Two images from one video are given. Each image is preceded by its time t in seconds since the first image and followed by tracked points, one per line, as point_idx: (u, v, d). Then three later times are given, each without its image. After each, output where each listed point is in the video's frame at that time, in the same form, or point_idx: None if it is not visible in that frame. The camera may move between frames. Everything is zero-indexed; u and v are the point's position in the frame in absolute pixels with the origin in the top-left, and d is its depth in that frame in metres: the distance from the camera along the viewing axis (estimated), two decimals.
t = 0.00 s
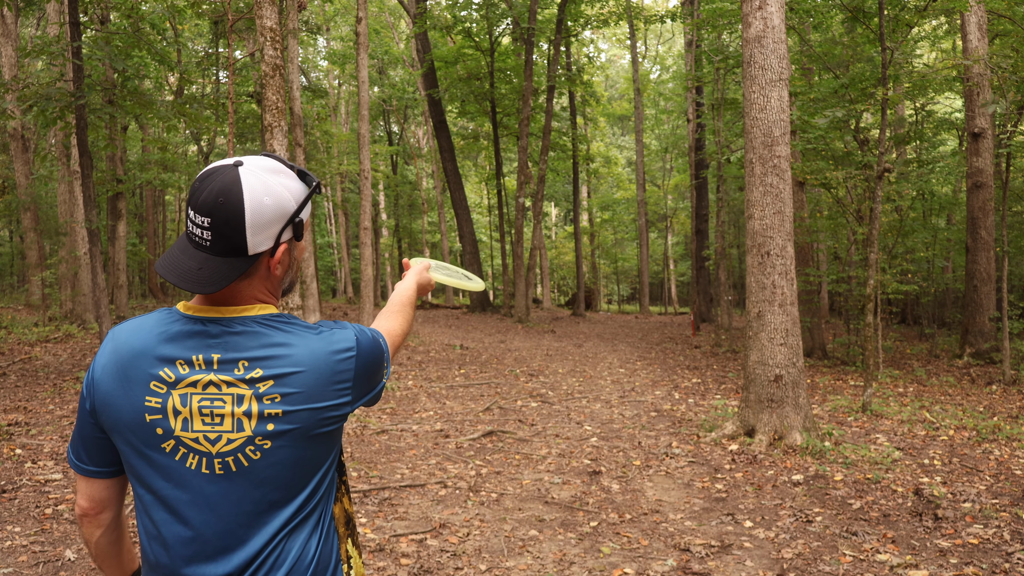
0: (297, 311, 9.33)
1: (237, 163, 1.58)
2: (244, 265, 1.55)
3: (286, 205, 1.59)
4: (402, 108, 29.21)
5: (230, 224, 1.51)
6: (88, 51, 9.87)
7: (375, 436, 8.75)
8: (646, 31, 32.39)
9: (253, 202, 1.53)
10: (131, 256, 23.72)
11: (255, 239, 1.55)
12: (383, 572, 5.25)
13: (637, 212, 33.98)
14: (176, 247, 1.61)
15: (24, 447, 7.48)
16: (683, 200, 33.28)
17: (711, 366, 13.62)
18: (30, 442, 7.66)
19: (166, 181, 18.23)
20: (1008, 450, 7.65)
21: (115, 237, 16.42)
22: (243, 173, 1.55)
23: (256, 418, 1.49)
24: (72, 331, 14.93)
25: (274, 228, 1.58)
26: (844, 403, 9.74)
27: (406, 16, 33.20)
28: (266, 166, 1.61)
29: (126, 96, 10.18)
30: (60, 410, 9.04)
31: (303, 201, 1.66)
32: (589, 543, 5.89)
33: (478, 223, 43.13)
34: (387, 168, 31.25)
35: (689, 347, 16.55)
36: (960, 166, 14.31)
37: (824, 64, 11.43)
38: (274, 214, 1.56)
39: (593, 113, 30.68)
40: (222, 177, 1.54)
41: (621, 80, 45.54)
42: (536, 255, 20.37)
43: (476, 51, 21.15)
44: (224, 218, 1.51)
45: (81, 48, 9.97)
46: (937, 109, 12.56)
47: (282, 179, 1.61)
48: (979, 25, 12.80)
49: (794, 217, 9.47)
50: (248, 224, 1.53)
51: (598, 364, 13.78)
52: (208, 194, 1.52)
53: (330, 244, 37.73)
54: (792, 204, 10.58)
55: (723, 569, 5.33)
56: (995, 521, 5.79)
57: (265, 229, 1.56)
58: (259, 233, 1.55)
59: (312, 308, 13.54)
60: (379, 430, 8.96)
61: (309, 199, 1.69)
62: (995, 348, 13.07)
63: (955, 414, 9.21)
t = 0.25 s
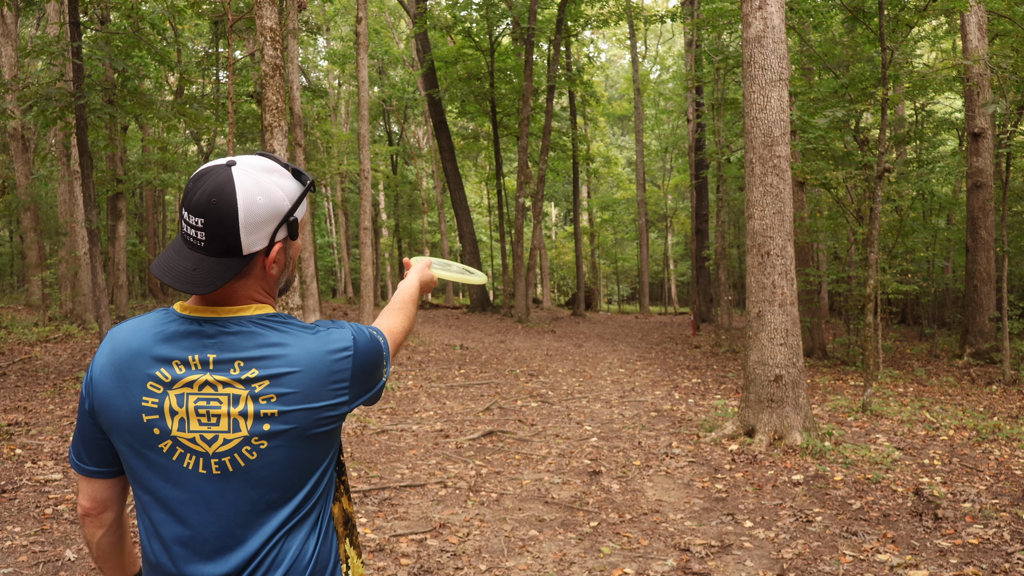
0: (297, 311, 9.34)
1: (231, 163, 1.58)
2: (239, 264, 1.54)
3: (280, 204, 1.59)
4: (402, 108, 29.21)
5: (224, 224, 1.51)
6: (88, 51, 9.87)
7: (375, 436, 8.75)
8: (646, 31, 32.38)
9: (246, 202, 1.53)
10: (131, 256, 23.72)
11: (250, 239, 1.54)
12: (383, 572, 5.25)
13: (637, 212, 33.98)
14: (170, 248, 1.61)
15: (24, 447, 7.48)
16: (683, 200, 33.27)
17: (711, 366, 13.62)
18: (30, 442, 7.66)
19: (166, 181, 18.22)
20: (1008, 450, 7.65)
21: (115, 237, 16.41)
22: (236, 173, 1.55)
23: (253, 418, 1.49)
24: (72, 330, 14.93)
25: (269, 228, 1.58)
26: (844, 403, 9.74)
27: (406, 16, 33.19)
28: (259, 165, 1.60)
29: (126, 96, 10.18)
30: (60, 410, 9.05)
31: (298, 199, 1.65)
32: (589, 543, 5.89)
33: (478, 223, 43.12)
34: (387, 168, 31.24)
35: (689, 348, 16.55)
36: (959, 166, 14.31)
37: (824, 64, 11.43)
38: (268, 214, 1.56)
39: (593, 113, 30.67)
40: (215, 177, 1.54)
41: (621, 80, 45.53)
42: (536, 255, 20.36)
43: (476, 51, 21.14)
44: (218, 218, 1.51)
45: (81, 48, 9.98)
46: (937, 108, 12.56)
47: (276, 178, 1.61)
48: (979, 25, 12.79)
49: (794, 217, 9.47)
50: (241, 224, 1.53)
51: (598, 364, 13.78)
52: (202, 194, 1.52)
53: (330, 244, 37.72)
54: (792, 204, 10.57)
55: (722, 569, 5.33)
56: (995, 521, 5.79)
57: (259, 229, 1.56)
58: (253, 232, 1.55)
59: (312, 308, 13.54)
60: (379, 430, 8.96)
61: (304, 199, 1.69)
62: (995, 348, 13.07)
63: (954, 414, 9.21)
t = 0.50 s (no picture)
0: (298, 311, 9.34)
1: (228, 163, 1.58)
2: (238, 264, 1.55)
3: (278, 202, 1.59)
4: (402, 108, 29.21)
5: (222, 225, 1.52)
6: (88, 52, 9.87)
7: (375, 436, 8.74)
8: (646, 31, 32.38)
9: (244, 203, 1.53)
10: (131, 256, 23.71)
11: (249, 238, 1.55)
12: (383, 572, 5.25)
13: (637, 212, 33.98)
14: (168, 249, 1.61)
15: (24, 447, 7.48)
16: (683, 200, 33.26)
17: (711, 366, 13.62)
18: (30, 441, 7.66)
19: (166, 181, 18.22)
20: (1008, 450, 7.65)
21: (115, 237, 16.41)
22: (234, 172, 1.55)
23: (254, 417, 1.49)
24: (71, 331, 14.93)
25: (267, 226, 1.58)
26: (844, 403, 9.74)
27: (406, 16, 33.19)
28: (257, 165, 1.60)
29: (126, 96, 10.18)
30: (60, 410, 9.04)
31: (296, 197, 1.65)
32: (589, 544, 5.89)
33: (478, 223, 43.11)
34: (387, 168, 31.24)
35: (689, 348, 16.55)
36: (959, 166, 14.31)
37: (824, 64, 11.43)
38: (266, 213, 1.56)
39: (593, 113, 30.68)
40: (213, 177, 1.54)
41: (621, 80, 45.51)
42: (536, 255, 20.36)
43: (476, 51, 21.13)
44: (216, 218, 1.51)
45: (81, 48, 9.98)
46: (937, 108, 12.56)
47: (273, 177, 1.61)
48: (979, 25, 12.80)
49: (794, 217, 9.46)
50: (240, 224, 1.53)
51: (598, 364, 13.78)
52: (199, 194, 1.53)
53: (330, 244, 37.70)
54: (792, 204, 10.58)
55: (723, 569, 5.33)
56: (995, 521, 5.79)
57: (258, 228, 1.56)
58: (252, 232, 1.55)
59: (312, 308, 13.55)
60: (379, 430, 8.96)
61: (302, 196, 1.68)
62: (995, 348, 13.07)
63: (954, 414, 9.21)
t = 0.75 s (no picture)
0: (298, 311, 9.34)
1: (227, 163, 1.58)
2: (239, 263, 1.55)
3: (277, 201, 1.58)
4: (402, 108, 29.21)
5: (223, 224, 1.51)
6: (88, 52, 9.87)
7: (376, 436, 8.75)
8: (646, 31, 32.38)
9: (244, 202, 1.53)
10: (131, 256, 23.72)
11: (249, 237, 1.55)
12: (383, 572, 5.25)
13: (637, 212, 33.98)
14: (169, 249, 1.61)
15: (24, 447, 7.48)
16: (683, 200, 33.26)
17: (711, 366, 13.62)
18: (30, 441, 7.66)
19: (166, 181, 18.23)
20: (1008, 450, 7.65)
21: (115, 237, 16.41)
22: (233, 172, 1.55)
23: (255, 416, 1.49)
24: (71, 331, 14.94)
25: (268, 226, 1.58)
26: (844, 403, 9.74)
27: (406, 16, 33.19)
28: (256, 164, 1.60)
29: (126, 96, 10.19)
30: (60, 410, 9.05)
31: (296, 196, 1.65)
32: (589, 543, 5.89)
33: (478, 223, 43.09)
34: (387, 168, 31.26)
35: (689, 348, 16.55)
36: (959, 166, 14.31)
37: (824, 64, 11.43)
38: (265, 212, 1.56)
39: (593, 113, 30.67)
40: (213, 177, 1.54)
41: (621, 80, 45.48)
42: (536, 255, 20.36)
43: (476, 51, 21.13)
44: (216, 217, 1.51)
45: (81, 48, 9.98)
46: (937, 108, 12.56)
47: (272, 175, 1.60)
48: (979, 25, 12.79)
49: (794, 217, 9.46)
50: (239, 223, 1.53)
51: (598, 364, 13.78)
52: (199, 194, 1.52)
53: (330, 244, 37.69)
54: (792, 205, 10.57)
55: (722, 569, 5.33)
56: (995, 521, 5.80)
57: (258, 227, 1.56)
58: (252, 231, 1.55)
59: (312, 308, 13.54)
60: (379, 430, 8.96)
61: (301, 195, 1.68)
62: (995, 348, 13.07)
63: (954, 414, 9.21)
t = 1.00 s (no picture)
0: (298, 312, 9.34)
1: (229, 162, 1.57)
2: (243, 263, 1.55)
3: (279, 199, 1.58)
4: (402, 108, 29.20)
5: (225, 224, 1.51)
6: (88, 52, 9.87)
7: (376, 436, 8.75)
8: (645, 31, 32.36)
9: (246, 202, 1.52)
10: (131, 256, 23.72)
11: (251, 236, 1.54)
12: (383, 572, 5.26)
13: (637, 212, 33.98)
14: (173, 248, 1.61)
15: (24, 447, 7.48)
16: (683, 200, 33.25)
17: (711, 366, 13.62)
18: (30, 442, 7.66)
19: (166, 181, 18.23)
20: (1008, 450, 7.65)
21: (115, 237, 16.41)
22: (234, 172, 1.54)
23: (248, 417, 1.48)
24: (71, 331, 14.94)
25: (269, 225, 1.57)
26: (844, 403, 9.74)
27: (406, 16, 33.19)
28: (257, 164, 1.60)
29: (126, 96, 10.19)
30: (60, 410, 9.05)
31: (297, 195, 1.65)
32: (589, 543, 5.89)
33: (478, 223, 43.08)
34: (388, 168, 31.27)
35: (689, 348, 16.56)
36: (959, 166, 14.31)
37: (825, 64, 11.43)
38: (267, 212, 1.56)
39: (593, 113, 30.67)
40: (214, 177, 1.54)
41: (621, 80, 45.48)
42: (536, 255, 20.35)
43: (476, 51, 21.13)
44: (219, 218, 1.51)
45: (81, 48, 9.99)
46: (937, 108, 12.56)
47: (273, 175, 1.60)
48: (979, 25, 12.78)
49: (794, 217, 9.46)
50: (241, 221, 1.52)
51: (598, 364, 13.78)
52: (202, 195, 1.52)
53: (330, 244, 37.70)
54: (792, 205, 10.57)
55: (722, 569, 5.33)
56: (995, 521, 5.80)
57: (260, 226, 1.55)
58: (254, 230, 1.54)
59: (312, 308, 13.54)
60: (379, 430, 8.97)
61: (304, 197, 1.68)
62: (995, 348, 13.07)
63: (955, 414, 9.21)
